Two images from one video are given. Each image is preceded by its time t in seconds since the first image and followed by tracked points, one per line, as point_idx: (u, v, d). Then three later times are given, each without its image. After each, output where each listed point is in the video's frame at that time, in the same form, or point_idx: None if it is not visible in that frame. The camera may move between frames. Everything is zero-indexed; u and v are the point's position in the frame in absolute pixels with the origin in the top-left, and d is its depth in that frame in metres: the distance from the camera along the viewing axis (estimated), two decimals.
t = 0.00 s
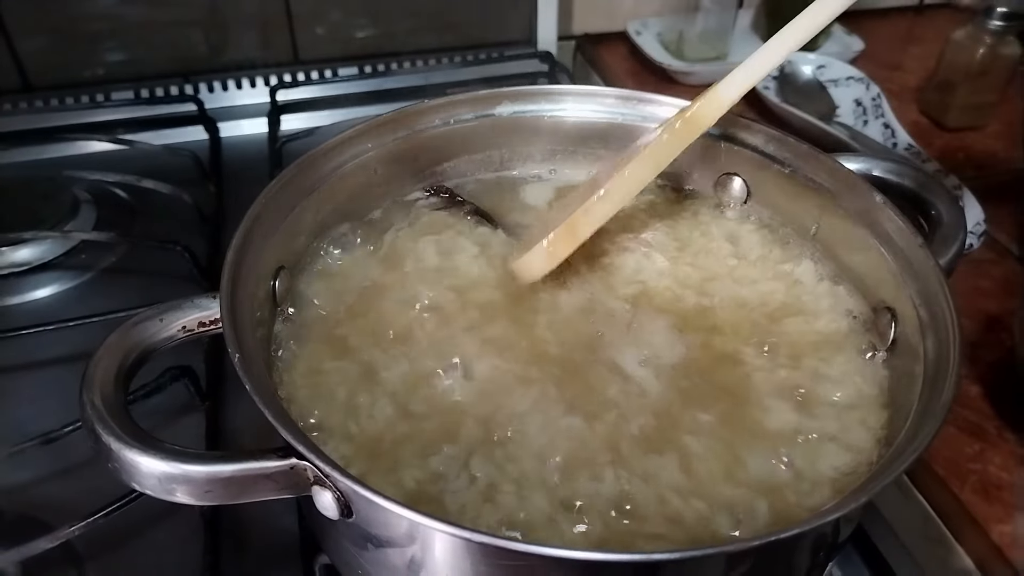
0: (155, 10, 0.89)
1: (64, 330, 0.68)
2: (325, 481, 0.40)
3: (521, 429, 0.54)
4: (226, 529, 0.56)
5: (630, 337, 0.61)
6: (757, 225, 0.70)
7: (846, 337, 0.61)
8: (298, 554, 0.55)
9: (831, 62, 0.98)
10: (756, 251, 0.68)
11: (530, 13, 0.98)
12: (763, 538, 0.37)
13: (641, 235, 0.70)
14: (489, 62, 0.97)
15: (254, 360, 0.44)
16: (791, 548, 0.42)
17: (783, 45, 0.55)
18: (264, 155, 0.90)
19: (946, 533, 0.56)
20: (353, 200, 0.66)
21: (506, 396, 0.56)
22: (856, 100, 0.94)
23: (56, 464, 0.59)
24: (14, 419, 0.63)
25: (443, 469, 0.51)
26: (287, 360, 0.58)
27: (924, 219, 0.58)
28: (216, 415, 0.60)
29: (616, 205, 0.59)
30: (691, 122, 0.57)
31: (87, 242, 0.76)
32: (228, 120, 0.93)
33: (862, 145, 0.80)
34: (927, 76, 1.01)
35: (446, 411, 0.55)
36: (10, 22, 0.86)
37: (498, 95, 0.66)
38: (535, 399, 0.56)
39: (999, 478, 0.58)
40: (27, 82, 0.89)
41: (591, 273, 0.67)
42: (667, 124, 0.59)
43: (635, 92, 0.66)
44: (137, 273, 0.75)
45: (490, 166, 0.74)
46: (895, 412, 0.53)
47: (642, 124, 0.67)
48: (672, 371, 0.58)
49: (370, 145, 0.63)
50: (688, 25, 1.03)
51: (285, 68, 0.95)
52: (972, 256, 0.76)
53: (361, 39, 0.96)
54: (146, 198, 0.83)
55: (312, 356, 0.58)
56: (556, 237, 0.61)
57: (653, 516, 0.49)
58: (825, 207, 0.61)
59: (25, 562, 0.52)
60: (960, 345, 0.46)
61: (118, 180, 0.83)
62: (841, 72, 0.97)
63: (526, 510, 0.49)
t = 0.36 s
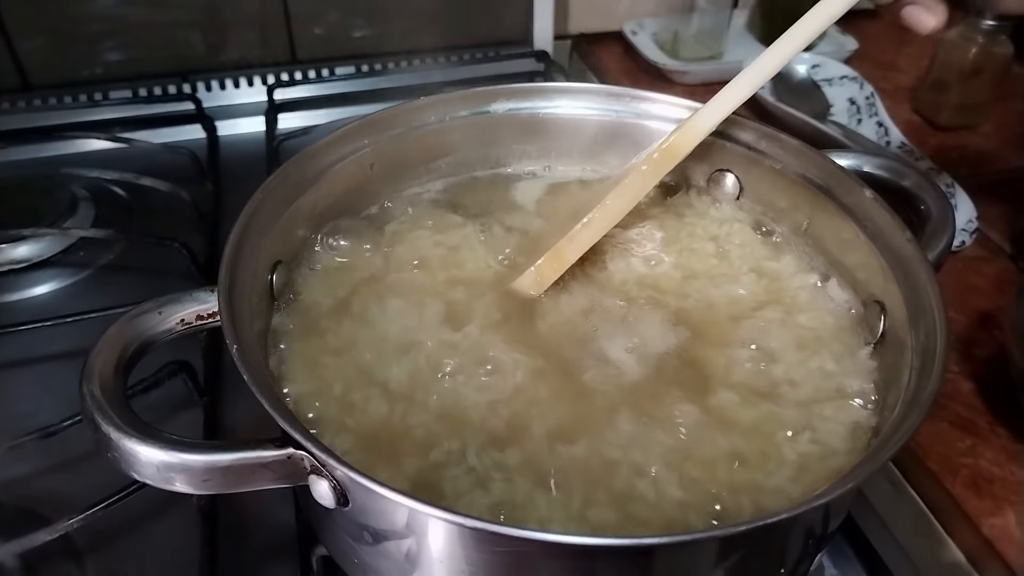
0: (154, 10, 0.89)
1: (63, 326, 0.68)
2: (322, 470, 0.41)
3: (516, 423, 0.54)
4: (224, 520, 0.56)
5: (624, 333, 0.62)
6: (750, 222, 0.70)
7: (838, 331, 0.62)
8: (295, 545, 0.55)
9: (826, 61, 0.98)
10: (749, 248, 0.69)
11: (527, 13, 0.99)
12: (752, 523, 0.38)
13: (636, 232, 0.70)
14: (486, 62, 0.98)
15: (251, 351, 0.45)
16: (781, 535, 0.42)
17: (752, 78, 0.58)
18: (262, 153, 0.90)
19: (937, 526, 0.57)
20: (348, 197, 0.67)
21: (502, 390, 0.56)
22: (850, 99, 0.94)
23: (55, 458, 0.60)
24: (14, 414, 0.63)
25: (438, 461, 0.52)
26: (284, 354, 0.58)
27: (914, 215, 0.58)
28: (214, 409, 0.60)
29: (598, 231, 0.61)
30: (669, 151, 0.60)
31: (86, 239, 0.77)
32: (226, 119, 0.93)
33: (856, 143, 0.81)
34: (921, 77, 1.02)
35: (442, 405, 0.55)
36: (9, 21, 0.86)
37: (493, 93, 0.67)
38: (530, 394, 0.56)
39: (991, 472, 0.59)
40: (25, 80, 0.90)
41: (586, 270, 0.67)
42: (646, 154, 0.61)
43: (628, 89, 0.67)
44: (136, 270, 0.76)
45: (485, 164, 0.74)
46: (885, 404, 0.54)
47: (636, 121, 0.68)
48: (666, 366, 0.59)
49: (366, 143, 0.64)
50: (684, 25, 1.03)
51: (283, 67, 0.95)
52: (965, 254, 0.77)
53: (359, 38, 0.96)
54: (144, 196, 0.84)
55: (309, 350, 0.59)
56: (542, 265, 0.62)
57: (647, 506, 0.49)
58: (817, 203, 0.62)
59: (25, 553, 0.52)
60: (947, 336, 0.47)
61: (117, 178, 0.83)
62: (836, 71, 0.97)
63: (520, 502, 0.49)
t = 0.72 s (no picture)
0: (154, 11, 0.90)
1: (63, 324, 0.69)
2: (319, 463, 0.41)
3: (514, 421, 0.55)
4: (223, 516, 0.57)
5: (619, 332, 0.62)
6: (745, 220, 0.71)
7: (832, 328, 0.62)
8: (293, 541, 0.56)
9: (823, 62, 0.99)
10: (745, 248, 0.69)
11: (526, 13, 0.99)
12: (742, 514, 0.38)
13: (632, 232, 0.71)
14: (485, 62, 0.98)
15: (250, 347, 0.45)
16: (772, 528, 0.43)
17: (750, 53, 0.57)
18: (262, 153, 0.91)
19: (931, 521, 0.57)
20: (345, 196, 0.67)
21: (498, 388, 0.57)
22: (847, 99, 0.95)
23: (56, 455, 0.60)
24: (15, 412, 0.64)
25: (437, 458, 0.52)
26: (282, 351, 0.59)
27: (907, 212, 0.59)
28: (213, 406, 0.61)
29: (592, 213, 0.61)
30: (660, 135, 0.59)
31: (87, 238, 0.77)
32: (226, 119, 0.94)
33: (851, 142, 0.82)
34: (917, 76, 1.02)
35: (439, 402, 0.56)
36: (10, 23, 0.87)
37: (489, 92, 0.67)
38: (526, 393, 0.57)
39: (984, 468, 0.59)
40: (27, 81, 0.90)
41: (582, 269, 0.68)
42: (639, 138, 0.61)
43: (623, 88, 0.67)
44: (136, 269, 0.76)
45: (482, 163, 0.75)
46: (876, 399, 0.54)
47: (632, 120, 0.69)
48: (661, 363, 0.59)
49: (363, 142, 0.64)
50: (682, 26, 1.04)
51: (283, 68, 0.96)
52: (960, 252, 0.77)
53: (359, 39, 0.97)
54: (145, 196, 0.84)
55: (306, 348, 0.59)
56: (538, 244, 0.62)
57: (641, 500, 0.50)
58: (811, 201, 0.63)
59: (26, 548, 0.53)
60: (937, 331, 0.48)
61: (118, 179, 0.84)
62: (833, 71, 0.98)
63: (516, 497, 0.50)
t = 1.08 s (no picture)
0: (158, 12, 0.90)
1: (68, 324, 0.69)
2: (319, 461, 0.42)
3: (515, 420, 0.55)
4: (226, 514, 0.57)
5: (621, 332, 0.62)
6: (746, 219, 0.71)
7: (833, 327, 0.62)
8: (296, 538, 0.56)
9: (825, 61, 0.99)
10: (745, 247, 0.70)
11: (528, 13, 0.99)
12: (739, 511, 0.38)
13: (634, 231, 0.71)
14: (487, 62, 0.98)
15: (252, 347, 0.46)
16: (773, 526, 0.43)
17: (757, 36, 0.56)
18: (265, 154, 0.91)
19: (932, 520, 0.57)
20: (348, 195, 0.67)
21: (500, 387, 0.57)
22: (849, 98, 0.95)
23: (61, 454, 0.61)
24: (21, 412, 0.64)
25: (438, 456, 0.52)
26: (284, 350, 0.59)
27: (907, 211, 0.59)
28: (217, 406, 0.61)
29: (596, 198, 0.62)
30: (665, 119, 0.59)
31: (91, 239, 0.78)
32: (230, 120, 0.94)
33: (853, 141, 0.82)
34: (920, 75, 1.02)
35: (441, 401, 0.56)
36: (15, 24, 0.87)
37: (490, 92, 0.67)
38: (528, 393, 0.57)
39: (986, 467, 0.59)
40: (32, 82, 0.91)
41: (584, 268, 0.68)
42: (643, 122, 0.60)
43: (624, 88, 0.67)
44: (140, 269, 0.77)
45: (483, 163, 0.75)
46: (876, 398, 0.54)
47: (632, 120, 0.69)
48: (663, 363, 0.59)
49: (365, 143, 0.65)
50: (684, 25, 1.04)
51: (286, 69, 0.96)
52: (962, 251, 0.77)
53: (361, 40, 0.97)
54: (150, 197, 0.85)
55: (308, 347, 0.59)
56: (543, 227, 0.63)
57: (641, 498, 0.50)
58: (812, 200, 0.63)
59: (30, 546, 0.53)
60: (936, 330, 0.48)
61: (122, 180, 0.84)
62: (835, 70, 0.98)
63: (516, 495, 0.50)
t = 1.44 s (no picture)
0: (158, 16, 0.90)
1: (65, 329, 0.69)
2: (314, 470, 0.41)
3: (512, 427, 0.55)
4: (222, 521, 0.57)
5: (618, 337, 0.62)
6: (744, 223, 0.71)
7: (831, 332, 0.62)
8: (291, 545, 0.56)
9: (824, 64, 0.99)
10: (742, 252, 0.69)
11: (527, 16, 0.99)
12: (733, 520, 0.38)
13: (632, 235, 0.71)
14: (486, 65, 0.98)
15: (247, 354, 0.46)
16: (769, 533, 0.43)
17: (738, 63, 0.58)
18: (263, 158, 0.91)
19: (929, 523, 0.57)
20: (344, 200, 0.68)
21: (498, 394, 0.57)
22: (848, 102, 0.95)
23: (58, 460, 0.61)
24: (18, 417, 0.64)
25: (435, 463, 0.52)
26: (280, 356, 0.59)
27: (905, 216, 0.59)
28: (213, 411, 0.61)
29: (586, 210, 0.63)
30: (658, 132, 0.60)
31: (89, 243, 0.78)
32: (229, 124, 0.94)
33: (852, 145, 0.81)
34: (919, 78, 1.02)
35: (438, 407, 0.56)
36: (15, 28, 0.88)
37: (488, 97, 0.67)
38: (525, 400, 0.57)
39: (986, 472, 0.59)
40: (31, 86, 0.91)
41: (582, 273, 0.68)
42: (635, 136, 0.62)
43: (621, 92, 0.67)
44: (138, 274, 0.77)
45: (481, 167, 0.75)
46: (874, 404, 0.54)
47: (630, 124, 0.69)
48: (660, 368, 0.59)
49: (362, 148, 0.65)
50: (683, 27, 1.04)
51: (285, 72, 0.96)
52: (961, 255, 0.77)
53: (360, 43, 0.97)
54: (148, 201, 0.85)
55: (304, 353, 0.59)
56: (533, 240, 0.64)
57: (636, 506, 0.50)
58: (809, 205, 0.63)
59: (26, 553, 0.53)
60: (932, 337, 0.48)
61: (120, 184, 0.84)
62: (834, 73, 0.98)
63: (514, 503, 0.50)
